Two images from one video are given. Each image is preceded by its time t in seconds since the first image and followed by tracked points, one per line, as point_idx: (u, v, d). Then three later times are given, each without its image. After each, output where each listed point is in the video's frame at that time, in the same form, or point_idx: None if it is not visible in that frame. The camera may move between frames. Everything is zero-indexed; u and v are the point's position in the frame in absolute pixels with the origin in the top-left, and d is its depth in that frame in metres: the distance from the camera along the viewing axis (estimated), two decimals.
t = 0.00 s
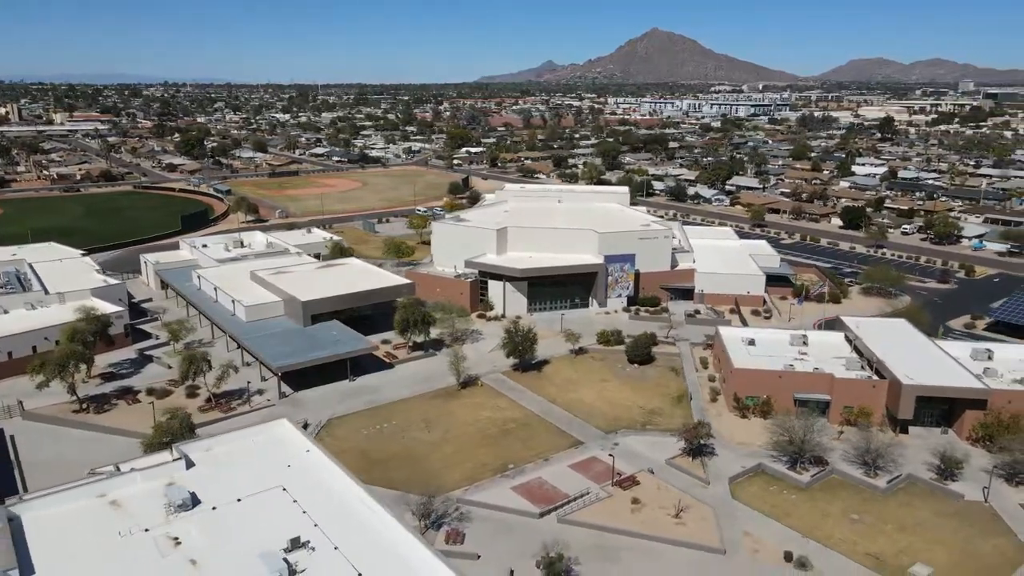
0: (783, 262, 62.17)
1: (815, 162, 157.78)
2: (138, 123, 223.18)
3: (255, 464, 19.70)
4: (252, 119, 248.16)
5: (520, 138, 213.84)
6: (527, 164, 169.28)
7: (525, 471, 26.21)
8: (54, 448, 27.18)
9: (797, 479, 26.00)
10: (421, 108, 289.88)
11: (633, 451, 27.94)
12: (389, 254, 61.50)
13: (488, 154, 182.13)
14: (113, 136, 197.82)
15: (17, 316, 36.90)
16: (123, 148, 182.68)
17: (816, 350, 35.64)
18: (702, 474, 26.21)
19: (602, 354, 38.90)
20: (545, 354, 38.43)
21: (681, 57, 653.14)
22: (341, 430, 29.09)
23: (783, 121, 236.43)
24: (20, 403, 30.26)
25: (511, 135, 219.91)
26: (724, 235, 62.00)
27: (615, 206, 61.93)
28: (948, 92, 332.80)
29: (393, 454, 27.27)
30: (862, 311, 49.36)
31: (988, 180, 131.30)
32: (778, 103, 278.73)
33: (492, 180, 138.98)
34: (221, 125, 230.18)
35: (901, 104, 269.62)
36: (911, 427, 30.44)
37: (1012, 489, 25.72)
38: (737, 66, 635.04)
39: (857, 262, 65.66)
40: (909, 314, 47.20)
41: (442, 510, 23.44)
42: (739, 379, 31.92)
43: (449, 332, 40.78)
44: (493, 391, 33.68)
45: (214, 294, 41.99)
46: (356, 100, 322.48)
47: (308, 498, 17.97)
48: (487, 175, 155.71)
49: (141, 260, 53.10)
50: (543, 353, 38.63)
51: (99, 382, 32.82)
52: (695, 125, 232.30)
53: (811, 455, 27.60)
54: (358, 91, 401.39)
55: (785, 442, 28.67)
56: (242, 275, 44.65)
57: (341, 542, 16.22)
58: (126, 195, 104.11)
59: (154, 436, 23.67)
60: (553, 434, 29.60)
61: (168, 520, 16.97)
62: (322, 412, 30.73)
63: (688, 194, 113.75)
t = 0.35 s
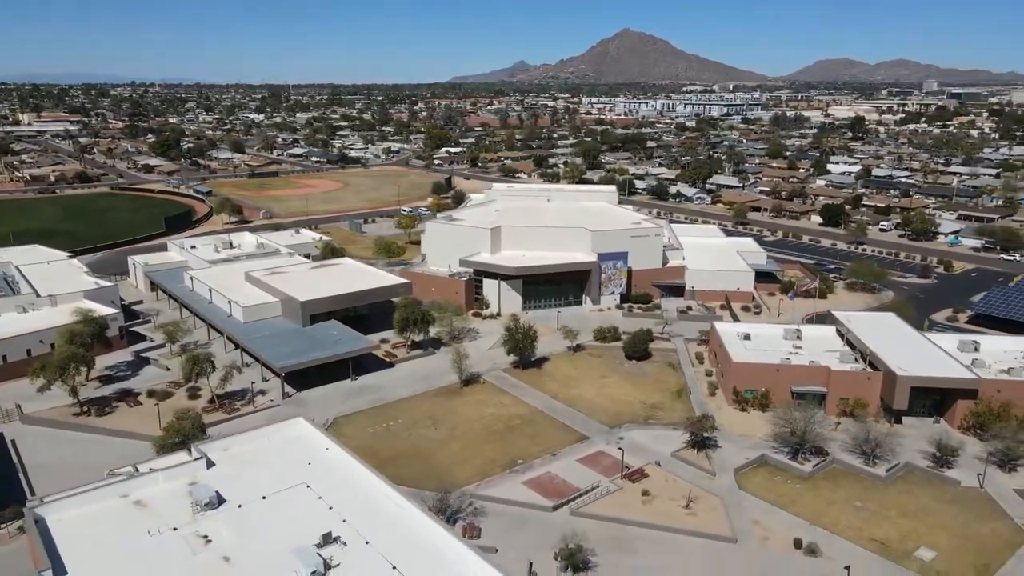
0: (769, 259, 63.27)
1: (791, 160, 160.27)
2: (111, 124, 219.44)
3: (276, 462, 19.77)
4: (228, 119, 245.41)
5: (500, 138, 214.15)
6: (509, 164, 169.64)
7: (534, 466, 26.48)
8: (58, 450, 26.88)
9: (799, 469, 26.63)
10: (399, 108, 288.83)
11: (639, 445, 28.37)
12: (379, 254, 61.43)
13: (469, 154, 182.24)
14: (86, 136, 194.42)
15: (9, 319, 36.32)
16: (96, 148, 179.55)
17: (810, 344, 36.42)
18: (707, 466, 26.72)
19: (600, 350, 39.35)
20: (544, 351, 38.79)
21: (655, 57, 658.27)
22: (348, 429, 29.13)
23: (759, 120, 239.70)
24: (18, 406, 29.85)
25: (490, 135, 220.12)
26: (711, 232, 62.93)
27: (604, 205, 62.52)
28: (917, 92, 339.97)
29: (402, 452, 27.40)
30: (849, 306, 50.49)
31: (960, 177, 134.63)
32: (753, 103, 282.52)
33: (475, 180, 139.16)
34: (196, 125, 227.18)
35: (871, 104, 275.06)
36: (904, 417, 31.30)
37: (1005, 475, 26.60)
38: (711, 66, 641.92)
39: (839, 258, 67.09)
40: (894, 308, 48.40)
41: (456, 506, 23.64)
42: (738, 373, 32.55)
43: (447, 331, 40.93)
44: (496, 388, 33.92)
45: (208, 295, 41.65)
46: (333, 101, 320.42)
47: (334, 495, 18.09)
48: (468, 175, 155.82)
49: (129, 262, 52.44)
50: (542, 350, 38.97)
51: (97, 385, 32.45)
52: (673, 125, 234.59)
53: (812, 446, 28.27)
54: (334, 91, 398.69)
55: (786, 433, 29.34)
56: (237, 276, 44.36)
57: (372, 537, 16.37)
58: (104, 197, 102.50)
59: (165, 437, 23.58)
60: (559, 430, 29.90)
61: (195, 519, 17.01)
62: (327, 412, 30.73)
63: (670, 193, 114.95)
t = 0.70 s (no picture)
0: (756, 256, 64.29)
1: (769, 159, 162.51)
2: (84, 125, 215.76)
3: (294, 461, 19.87)
4: (205, 120, 242.65)
5: (481, 138, 214.31)
6: (491, 164, 169.81)
7: (542, 462, 26.77)
8: (62, 453, 26.63)
9: (800, 460, 27.24)
10: (378, 108, 287.60)
11: (644, 439, 28.77)
12: (371, 254, 61.35)
13: (451, 154, 182.19)
14: (59, 137, 190.96)
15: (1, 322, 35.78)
16: (70, 149, 176.47)
17: (803, 339, 37.17)
18: (711, 458, 27.22)
19: (597, 347, 39.77)
20: (543, 348, 39.11)
21: (632, 57, 662.47)
22: (353, 428, 29.20)
23: (737, 120, 242.57)
24: (16, 410, 29.48)
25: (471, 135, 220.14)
26: (699, 230, 63.70)
27: (593, 204, 63.05)
28: (888, 92, 346.16)
29: (409, 450, 27.53)
30: (836, 302, 51.52)
31: (934, 175, 137.45)
32: (730, 103, 285.84)
33: (457, 180, 139.09)
34: (172, 126, 224.23)
35: (845, 104, 279.39)
36: (898, 409, 32.11)
37: (998, 463, 27.43)
38: (686, 66, 647.48)
39: (823, 255, 68.34)
40: (881, 303, 49.51)
41: (468, 501, 23.82)
42: (736, 367, 33.13)
43: (445, 330, 41.08)
44: (498, 386, 34.15)
45: (203, 296, 41.33)
46: (312, 101, 318.34)
47: (356, 491, 18.25)
48: (451, 175, 155.64)
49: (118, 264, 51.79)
50: (540, 348, 39.26)
51: (96, 387, 32.13)
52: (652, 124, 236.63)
53: (811, 438, 28.90)
54: (310, 91, 395.36)
55: (786, 426, 29.94)
56: (231, 277, 44.09)
57: (399, 531, 16.55)
58: (83, 198, 100.92)
59: (176, 437, 23.50)
60: (564, 426, 30.20)
61: (219, 517, 17.07)
62: (331, 411, 30.75)
63: (653, 192, 115.85)
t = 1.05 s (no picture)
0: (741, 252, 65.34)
1: (746, 158, 164.73)
2: (55, 126, 211.53)
3: (314, 459, 19.92)
4: (179, 120, 239.31)
5: (461, 138, 214.24)
6: (471, 163, 169.86)
7: (550, 456, 27.08)
8: (67, 455, 26.41)
9: (801, 451, 27.89)
10: (354, 108, 285.96)
11: (647, 433, 29.25)
12: (361, 253, 61.29)
13: (432, 153, 181.98)
14: (30, 138, 187.08)
15: None
16: (41, 150, 173.02)
17: (796, 333, 37.99)
18: (715, 450, 27.75)
19: (594, 344, 40.24)
20: (541, 346, 39.48)
21: (607, 57, 666.49)
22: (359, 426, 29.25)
23: (713, 119, 245.48)
24: (15, 413, 29.12)
25: (451, 135, 219.90)
26: (686, 228, 64.52)
27: (582, 203, 63.58)
28: (857, 91, 352.61)
29: (417, 447, 27.69)
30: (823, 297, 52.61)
31: (906, 173, 140.47)
32: (706, 103, 288.84)
33: (439, 180, 138.97)
34: (146, 126, 220.93)
35: (817, 104, 283.92)
36: (891, 399, 32.99)
37: (990, 450, 28.34)
38: (660, 66, 652.89)
39: (806, 251, 69.71)
40: (867, 298, 50.65)
41: (480, 496, 24.03)
42: (734, 361, 33.78)
43: (443, 328, 41.22)
44: (499, 383, 34.43)
45: (197, 297, 40.99)
46: (287, 101, 315.47)
47: (379, 487, 18.39)
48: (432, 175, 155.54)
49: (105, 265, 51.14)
50: (538, 345, 39.63)
51: (94, 390, 31.79)
52: (630, 124, 238.46)
53: (810, 429, 29.56)
54: (285, 91, 391.63)
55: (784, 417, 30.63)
56: (225, 278, 43.79)
57: (427, 524, 16.73)
58: (60, 200, 99.20)
59: (188, 438, 23.46)
60: (568, 421, 30.53)
61: (246, 515, 17.12)
62: (335, 410, 30.74)
63: (635, 191, 116.78)
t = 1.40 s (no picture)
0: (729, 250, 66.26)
1: (726, 157, 166.52)
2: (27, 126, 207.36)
3: (332, 455, 20.00)
4: (155, 120, 235.90)
5: (442, 137, 213.91)
6: (454, 163, 169.73)
7: (557, 451, 27.41)
8: (72, 458, 26.19)
9: (802, 443, 28.51)
10: (333, 108, 283.98)
11: (651, 427, 29.70)
12: (352, 253, 61.16)
13: (414, 153, 181.52)
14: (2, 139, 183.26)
15: None
16: (15, 151, 169.64)
17: (790, 328, 38.73)
18: (718, 442, 28.27)
19: (591, 341, 40.68)
20: (539, 343, 39.83)
21: (584, 57, 668.89)
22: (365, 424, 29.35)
23: (691, 118, 247.77)
24: (15, 417, 28.80)
25: (432, 134, 219.43)
26: (674, 226, 65.25)
27: (571, 201, 64.02)
28: (828, 91, 357.83)
29: (425, 445, 27.85)
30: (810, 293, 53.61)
31: (882, 172, 143.11)
32: (684, 103, 291.27)
33: (422, 180, 138.75)
34: (122, 127, 217.56)
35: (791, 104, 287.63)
36: (884, 391, 33.82)
37: (982, 439, 29.21)
38: (635, 66, 656.56)
39: (791, 248, 70.90)
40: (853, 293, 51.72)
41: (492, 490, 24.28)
42: (732, 356, 34.38)
43: (441, 326, 41.39)
44: (501, 380, 34.69)
45: (192, 298, 40.69)
46: (264, 101, 312.33)
47: (401, 482, 18.54)
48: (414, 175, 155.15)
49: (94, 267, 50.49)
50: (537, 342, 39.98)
51: (94, 393, 31.49)
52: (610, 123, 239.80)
53: (809, 421, 30.21)
54: (261, 91, 387.65)
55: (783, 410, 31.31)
56: (219, 278, 43.51)
57: (453, 518, 16.94)
58: (39, 202, 97.52)
59: (199, 438, 23.42)
60: (572, 417, 30.88)
61: (271, 512, 17.19)
62: (339, 409, 30.76)
63: (619, 189, 117.49)
